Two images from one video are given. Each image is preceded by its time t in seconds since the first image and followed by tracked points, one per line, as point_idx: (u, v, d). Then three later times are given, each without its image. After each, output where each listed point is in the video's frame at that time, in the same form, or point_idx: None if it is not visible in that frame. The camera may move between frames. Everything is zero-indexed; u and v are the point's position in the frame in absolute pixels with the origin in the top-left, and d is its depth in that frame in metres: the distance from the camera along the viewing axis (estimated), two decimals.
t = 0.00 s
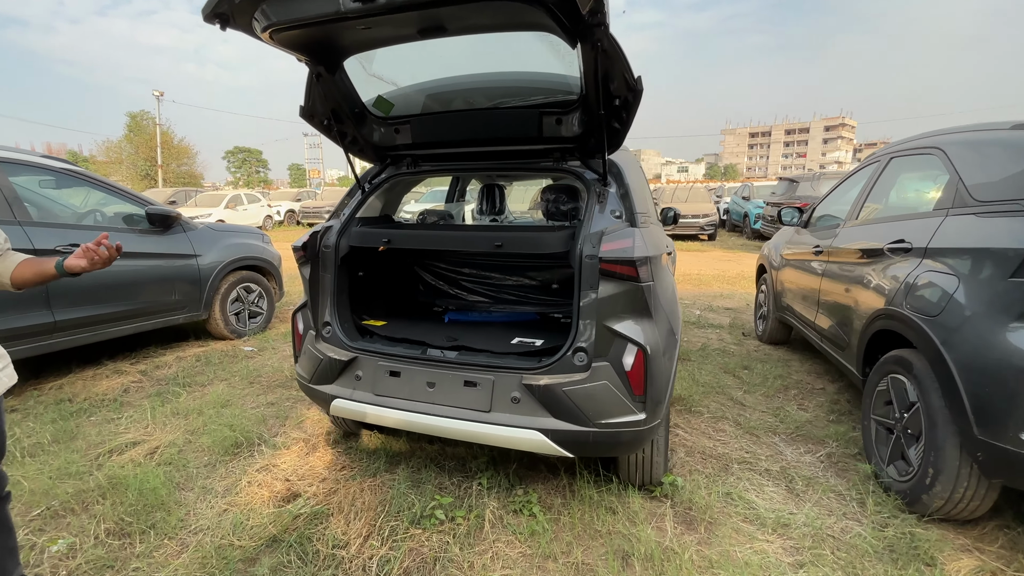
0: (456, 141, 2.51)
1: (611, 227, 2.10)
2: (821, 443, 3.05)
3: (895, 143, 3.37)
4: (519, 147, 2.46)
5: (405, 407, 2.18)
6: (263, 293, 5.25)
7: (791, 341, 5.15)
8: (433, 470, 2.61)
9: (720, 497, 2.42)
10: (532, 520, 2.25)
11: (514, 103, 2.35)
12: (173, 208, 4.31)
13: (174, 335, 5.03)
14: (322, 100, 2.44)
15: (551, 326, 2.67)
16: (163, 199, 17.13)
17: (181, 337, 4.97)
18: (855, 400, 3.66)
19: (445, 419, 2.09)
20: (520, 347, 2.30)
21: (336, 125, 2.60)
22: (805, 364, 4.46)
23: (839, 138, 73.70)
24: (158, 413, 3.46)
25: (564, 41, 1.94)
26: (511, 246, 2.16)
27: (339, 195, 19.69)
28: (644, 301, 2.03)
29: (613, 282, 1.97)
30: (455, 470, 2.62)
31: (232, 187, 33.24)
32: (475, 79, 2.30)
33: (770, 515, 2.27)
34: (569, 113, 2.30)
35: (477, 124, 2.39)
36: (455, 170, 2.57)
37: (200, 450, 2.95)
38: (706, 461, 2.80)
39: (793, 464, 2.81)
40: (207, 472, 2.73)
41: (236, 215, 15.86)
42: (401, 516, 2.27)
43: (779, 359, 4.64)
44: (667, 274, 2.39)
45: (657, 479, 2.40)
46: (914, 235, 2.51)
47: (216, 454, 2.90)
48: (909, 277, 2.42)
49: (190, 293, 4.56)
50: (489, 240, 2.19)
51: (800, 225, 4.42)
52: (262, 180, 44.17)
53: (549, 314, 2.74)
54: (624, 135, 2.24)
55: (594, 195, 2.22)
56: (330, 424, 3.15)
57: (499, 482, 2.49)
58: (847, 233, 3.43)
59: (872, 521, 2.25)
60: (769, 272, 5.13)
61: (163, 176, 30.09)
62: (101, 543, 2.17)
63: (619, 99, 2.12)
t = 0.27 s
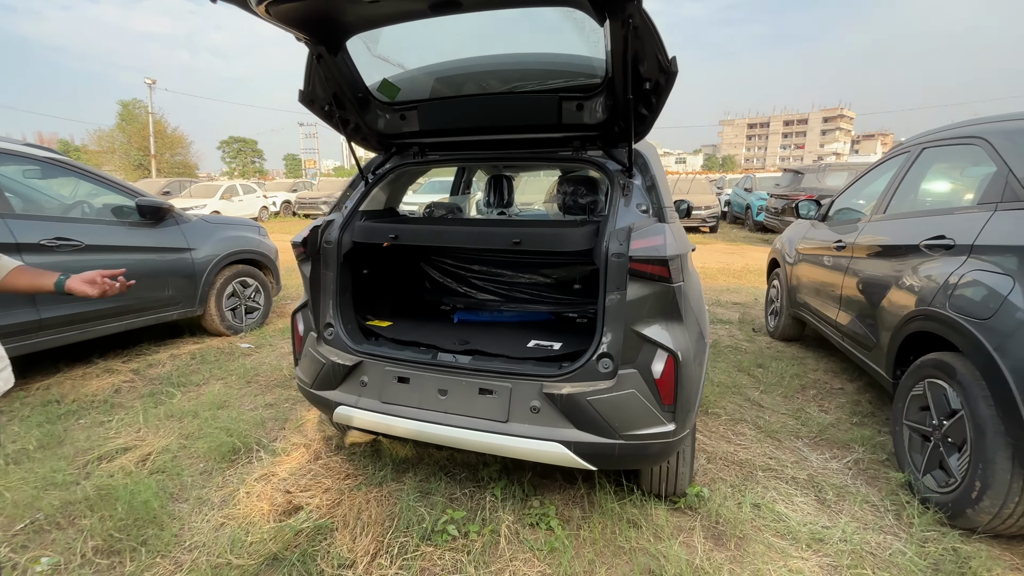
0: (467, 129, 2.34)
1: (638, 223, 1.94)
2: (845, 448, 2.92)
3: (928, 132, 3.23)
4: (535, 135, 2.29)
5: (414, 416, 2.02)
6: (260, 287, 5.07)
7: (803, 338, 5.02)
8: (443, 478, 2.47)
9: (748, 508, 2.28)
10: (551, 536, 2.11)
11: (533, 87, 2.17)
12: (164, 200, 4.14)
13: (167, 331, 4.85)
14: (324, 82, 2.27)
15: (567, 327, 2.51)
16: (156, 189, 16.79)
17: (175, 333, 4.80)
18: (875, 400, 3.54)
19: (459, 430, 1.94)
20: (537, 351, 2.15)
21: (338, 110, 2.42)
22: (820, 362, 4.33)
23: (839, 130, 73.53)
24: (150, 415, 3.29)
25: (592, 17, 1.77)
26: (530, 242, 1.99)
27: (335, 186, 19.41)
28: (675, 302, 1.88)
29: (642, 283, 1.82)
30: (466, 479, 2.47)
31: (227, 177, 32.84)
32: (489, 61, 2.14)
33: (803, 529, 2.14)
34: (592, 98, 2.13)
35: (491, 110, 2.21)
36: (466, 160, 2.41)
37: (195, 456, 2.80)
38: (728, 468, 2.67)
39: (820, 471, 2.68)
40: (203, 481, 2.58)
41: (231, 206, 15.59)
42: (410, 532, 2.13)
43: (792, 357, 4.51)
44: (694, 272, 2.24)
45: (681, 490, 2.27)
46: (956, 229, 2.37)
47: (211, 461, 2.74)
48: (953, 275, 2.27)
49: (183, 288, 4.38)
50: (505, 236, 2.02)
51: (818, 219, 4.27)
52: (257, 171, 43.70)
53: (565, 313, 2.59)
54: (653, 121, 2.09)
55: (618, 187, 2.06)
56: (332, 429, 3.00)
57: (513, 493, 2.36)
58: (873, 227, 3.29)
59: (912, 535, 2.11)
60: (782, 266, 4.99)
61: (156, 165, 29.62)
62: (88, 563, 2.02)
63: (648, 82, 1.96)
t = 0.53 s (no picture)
0: (472, 124, 2.24)
1: (652, 224, 1.86)
2: (856, 452, 2.86)
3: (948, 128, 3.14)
4: (543, 131, 2.20)
5: (417, 425, 1.95)
6: (256, 284, 4.97)
7: (808, 336, 4.96)
8: (446, 486, 2.40)
9: (761, 517, 2.22)
10: (559, 548, 2.04)
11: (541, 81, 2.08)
12: (157, 196, 4.03)
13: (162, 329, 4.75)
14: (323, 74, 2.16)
15: (574, 330, 2.43)
16: (150, 182, 16.58)
17: (169, 331, 4.70)
18: (884, 401, 3.48)
19: (464, 440, 1.86)
20: (545, 357, 2.07)
21: (337, 104, 2.32)
22: (826, 362, 4.27)
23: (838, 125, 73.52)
24: (144, 417, 3.20)
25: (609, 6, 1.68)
26: (538, 244, 1.90)
27: (331, 179, 19.23)
28: (690, 308, 1.80)
29: (658, 288, 1.73)
30: (470, 487, 2.40)
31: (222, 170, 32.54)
32: (495, 53, 2.04)
33: (819, 540, 2.08)
34: (604, 92, 2.04)
35: (497, 105, 2.12)
36: (471, 156, 2.32)
37: (190, 461, 2.71)
38: (739, 474, 2.60)
39: (832, 477, 2.61)
40: (198, 488, 2.50)
41: (227, 199, 15.42)
42: (414, 544, 2.05)
43: (798, 356, 4.44)
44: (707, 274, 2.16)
45: (692, 499, 2.20)
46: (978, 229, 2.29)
47: (207, 466, 2.66)
48: (975, 277, 2.20)
49: (178, 286, 4.28)
50: (513, 238, 1.93)
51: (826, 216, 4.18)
52: (253, 163, 43.32)
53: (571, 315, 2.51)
54: (668, 117, 2.00)
55: (630, 186, 1.98)
56: (331, 432, 2.92)
57: (519, 501, 2.29)
58: (885, 224, 3.22)
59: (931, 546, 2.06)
60: (788, 263, 4.91)
61: (150, 157, 29.30)
62: None
63: (665, 75, 1.87)
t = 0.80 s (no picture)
0: (474, 111, 2.15)
1: (664, 215, 1.77)
2: (865, 450, 2.80)
3: (963, 114, 3.04)
4: (547, 118, 2.11)
5: (418, 425, 1.88)
6: (252, 277, 4.87)
7: (811, 330, 4.90)
8: (447, 486, 2.33)
9: (772, 518, 2.16)
10: (565, 550, 1.98)
11: (546, 65, 1.99)
12: (148, 186, 3.93)
13: (155, 324, 4.66)
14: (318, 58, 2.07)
15: (579, 326, 2.36)
16: (144, 173, 16.38)
17: (163, 325, 4.61)
18: (892, 397, 3.43)
19: (466, 440, 1.79)
20: (550, 354, 1.99)
21: (332, 90, 2.22)
22: (831, 356, 4.21)
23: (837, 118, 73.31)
24: (136, 413, 3.12)
25: None
26: (544, 236, 1.81)
27: (328, 171, 19.06)
28: (703, 303, 1.73)
29: (670, 282, 1.65)
30: (472, 487, 2.34)
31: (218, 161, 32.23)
32: (498, 36, 1.94)
33: (832, 542, 2.02)
34: (612, 78, 1.95)
35: (500, 91, 2.02)
36: (472, 145, 2.23)
37: (183, 460, 2.63)
38: (746, 472, 2.54)
39: (842, 475, 2.55)
40: (191, 487, 2.42)
41: (223, 191, 15.26)
42: (415, 547, 1.99)
43: (802, 350, 4.38)
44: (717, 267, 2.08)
45: (701, 499, 2.14)
46: (997, 221, 2.20)
47: (200, 465, 2.58)
48: (994, 271, 2.13)
49: (171, 279, 4.18)
50: (517, 230, 1.84)
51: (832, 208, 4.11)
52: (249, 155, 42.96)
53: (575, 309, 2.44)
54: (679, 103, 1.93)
55: (639, 176, 1.90)
56: (329, 430, 2.84)
57: (522, 501, 2.22)
58: (896, 216, 3.13)
59: (948, 549, 2.00)
60: (792, 256, 4.84)
61: (144, 148, 29.00)
62: None
63: (679, 59, 1.78)
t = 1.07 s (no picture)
0: (475, 97, 2.01)
1: (683, 209, 1.63)
2: (885, 455, 2.67)
3: (989, 104, 2.89)
4: (554, 104, 1.97)
5: (416, 433, 1.74)
6: (245, 273, 4.71)
7: (821, 328, 4.77)
8: (447, 495, 2.20)
9: (792, 530, 2.04)
10: (573, 567, 1.85)
11: (552, 47, 1.86)
12: (136, 178, 3.79)
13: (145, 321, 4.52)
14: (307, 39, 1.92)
15: (587, 327, 2.22)
16: (139, 167, 16.17)
17: (153, 323, 4.47)
18: (909, 398, 3.30)
19: (468, 451, 1.66)
20: (557, 357, 1.86)
21: (323, 75, 2.08)
22: (843, 355, 4.08)
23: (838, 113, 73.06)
24: (122, 415, 2.99)
25: None
26: (553, 230, 1.67)
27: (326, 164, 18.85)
28: (726, 304, 1.59)
29: (691, 281, 1.52)
30: (473, 496, 2.21)
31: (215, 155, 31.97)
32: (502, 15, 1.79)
33: (858, 557, 1.90)
34: (625, 60, 1.81)
35: (506, 74, 1.88)
36: (475, 133, 2.09)
37: (169, 466, 2.50)
38: (762, 480, 2.41)
39: (864, 483, 2.43)
40: (177, 496, 2.29)
41: (220, 185, 15.07)
42: (413, 563, 1.86)
43: (813, 348, 4.26)
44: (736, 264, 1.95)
45: (717, 510, 2.01)
46: None
47: (187, 472, 2.45)
48: None
49: (161, 275, 4.02)
50: (525, 223, 1.69)
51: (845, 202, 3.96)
52: (247, 149, 42.67)
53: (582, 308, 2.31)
54: (699, 87, 1.80)
55: (654, 166, 1.76)
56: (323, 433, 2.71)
57: (526, 512, 2.09)
58: (916, 210, 2.99)
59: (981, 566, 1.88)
60: (801, 252, 4.70)
61: (140, 142, 28.73)
62: None
63: (700, 38, 1.63)
